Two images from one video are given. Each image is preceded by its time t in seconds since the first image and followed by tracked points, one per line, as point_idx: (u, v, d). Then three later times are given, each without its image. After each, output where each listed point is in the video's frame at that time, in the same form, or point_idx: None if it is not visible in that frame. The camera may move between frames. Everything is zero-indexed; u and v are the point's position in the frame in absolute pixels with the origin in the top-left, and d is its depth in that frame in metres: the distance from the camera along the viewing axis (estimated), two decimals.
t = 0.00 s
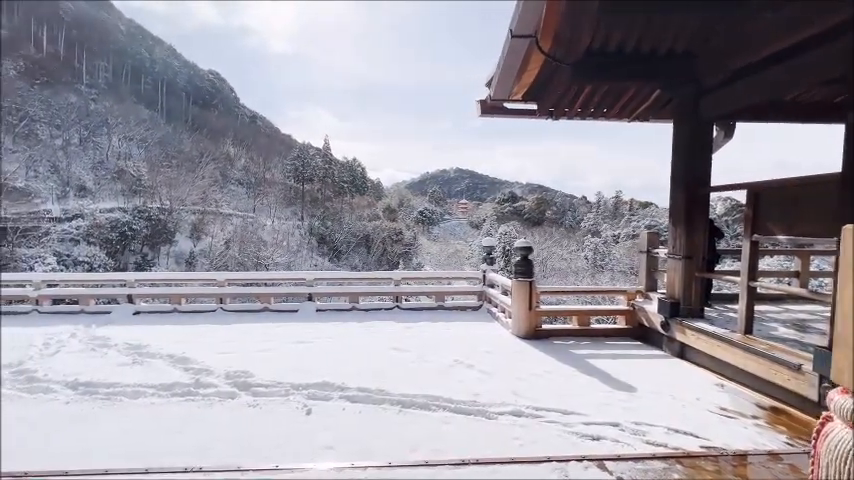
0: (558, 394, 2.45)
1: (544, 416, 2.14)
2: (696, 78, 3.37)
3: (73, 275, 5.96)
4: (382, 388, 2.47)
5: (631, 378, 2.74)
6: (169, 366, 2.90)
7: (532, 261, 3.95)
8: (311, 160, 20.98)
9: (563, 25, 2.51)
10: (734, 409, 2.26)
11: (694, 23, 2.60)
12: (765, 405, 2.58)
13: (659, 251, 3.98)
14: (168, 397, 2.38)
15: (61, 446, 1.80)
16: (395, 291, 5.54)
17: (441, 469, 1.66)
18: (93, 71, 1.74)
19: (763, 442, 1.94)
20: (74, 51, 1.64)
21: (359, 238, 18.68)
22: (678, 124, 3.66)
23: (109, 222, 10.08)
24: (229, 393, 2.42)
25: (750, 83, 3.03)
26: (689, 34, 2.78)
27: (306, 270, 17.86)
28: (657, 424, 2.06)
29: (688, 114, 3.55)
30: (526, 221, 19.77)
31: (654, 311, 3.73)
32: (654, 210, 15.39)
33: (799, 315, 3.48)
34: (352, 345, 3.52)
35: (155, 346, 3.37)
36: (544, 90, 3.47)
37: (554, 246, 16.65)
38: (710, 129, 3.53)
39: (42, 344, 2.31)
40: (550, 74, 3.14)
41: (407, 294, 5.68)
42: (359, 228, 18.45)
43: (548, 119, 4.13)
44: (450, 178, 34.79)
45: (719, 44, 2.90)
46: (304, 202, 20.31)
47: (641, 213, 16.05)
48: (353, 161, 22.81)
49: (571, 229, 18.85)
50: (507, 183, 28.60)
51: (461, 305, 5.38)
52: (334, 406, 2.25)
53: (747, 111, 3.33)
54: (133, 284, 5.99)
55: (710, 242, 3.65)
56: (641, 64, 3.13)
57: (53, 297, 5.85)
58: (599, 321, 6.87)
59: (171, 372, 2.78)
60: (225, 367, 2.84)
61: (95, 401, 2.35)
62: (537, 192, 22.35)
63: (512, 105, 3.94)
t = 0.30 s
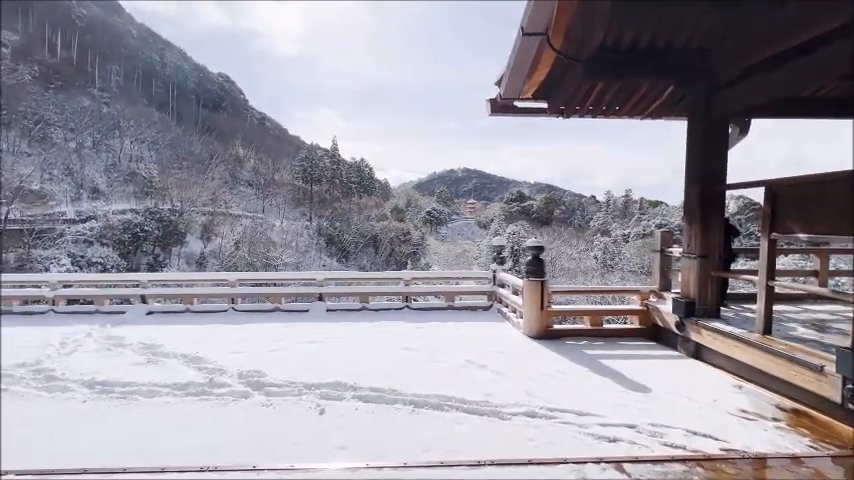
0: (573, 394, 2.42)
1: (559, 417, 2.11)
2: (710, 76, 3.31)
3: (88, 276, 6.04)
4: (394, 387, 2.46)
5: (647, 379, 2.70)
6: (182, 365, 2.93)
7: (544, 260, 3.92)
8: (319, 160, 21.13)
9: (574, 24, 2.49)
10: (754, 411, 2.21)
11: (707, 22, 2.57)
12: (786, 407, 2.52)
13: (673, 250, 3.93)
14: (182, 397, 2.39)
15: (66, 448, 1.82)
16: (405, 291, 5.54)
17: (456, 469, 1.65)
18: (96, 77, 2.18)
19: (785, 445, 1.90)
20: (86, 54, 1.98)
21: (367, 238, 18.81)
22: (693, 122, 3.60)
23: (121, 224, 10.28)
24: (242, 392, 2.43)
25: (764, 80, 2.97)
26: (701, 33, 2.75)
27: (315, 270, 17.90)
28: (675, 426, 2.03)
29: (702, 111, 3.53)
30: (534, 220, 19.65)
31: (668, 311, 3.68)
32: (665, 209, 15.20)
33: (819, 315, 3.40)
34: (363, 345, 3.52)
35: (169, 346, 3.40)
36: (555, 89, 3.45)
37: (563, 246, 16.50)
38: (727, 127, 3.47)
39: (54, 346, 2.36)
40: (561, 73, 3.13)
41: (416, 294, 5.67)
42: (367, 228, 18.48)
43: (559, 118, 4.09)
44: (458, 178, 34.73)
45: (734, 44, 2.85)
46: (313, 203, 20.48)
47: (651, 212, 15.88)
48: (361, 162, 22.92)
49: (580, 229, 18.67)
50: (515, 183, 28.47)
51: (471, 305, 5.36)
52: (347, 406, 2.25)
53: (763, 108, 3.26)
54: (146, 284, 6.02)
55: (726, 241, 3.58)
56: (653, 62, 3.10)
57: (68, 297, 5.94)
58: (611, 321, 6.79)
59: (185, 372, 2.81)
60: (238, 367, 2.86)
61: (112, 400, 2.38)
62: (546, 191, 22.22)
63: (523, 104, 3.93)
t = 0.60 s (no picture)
0: (590, 396, 2.39)
1: (577, 420, 2.08)
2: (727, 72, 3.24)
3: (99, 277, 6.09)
4: (408, 389, 2.44)
5: (665, 380, 2.65)
6: (195, 366, 2.93)
7: (556, 260, 3.87)
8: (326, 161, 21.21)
9: (587, 21, 2.46)
10: (777, 415, 2.16)
11: (724, 16, 2.51)
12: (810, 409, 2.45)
13: (689, 249, 3.87)
14: (196, 398, 2.39)
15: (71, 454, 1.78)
16: (415, 291, 5.52)
17: (475, 473, 1.62)
18: (114, 81, 2.19)
19: (813, 449, 1.84)
20: (100, 58, 1.95)
21: (374, 238, 18.54)
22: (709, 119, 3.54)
23: (132, 224, 10.40)
24: (256, 394, 2.42)
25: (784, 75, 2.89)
26: (717, 29, 2.68)
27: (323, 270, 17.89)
28: (696, 430, 1.98)
29: (721, 107, 3.49)
30: (542, 220, 19.50)
31: (684, 311, 3.62)
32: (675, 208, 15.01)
33: (841, 316, 3.32)
34: (374, 346, 3.51)
35: (182, 347, 3.41)
36: (567, 86, 3.42)
37: (572, 245, 16.36)
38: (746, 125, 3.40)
39: (68, 347, 2.36)
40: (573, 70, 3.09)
41: (426, 294, 5.65)
42: (374, 228, 18.41)
43: (570, 116, 4.05)
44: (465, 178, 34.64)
45: (751, 41, 2.77)
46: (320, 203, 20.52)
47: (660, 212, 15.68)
48: (368, 163, 22.93)
49: (589, 228, 18.49)
50: (522, 183, 28.31)
51: (481, 305, 5.33)
52: (361, 407, 2.23)
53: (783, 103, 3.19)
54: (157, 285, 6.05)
55: (745, 240, 3.50)
56: (667, 59, 3.04)
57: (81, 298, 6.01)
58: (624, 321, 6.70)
59: (198, 372, 2.81)
60: (250, 367, 2.86)
61: (127, 401, 2.39)
62: (553, 190, 22.04)
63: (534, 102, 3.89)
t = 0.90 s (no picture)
0: (605, 399, 2.35)
1: (593, 424, 2.04)
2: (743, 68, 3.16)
3: (110, 279, 6.11)
4: (419, 391, 2.41)
5: (682, 383, 2.60)
6: (206, 367, 2.93)
7: (568, 260, 3.83)
8: (331, 161, 21.30)
9: (600, 17, 2.42)
10: (800, 419, 2.10)
11: (741, 10, 2.44)
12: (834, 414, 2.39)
13: (703, 248, 3.80)
14: (207, 400, 2.38)
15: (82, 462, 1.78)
16: (423, 292, 5.50)
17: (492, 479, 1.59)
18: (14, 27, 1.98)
19: (839, 455, 1.79)
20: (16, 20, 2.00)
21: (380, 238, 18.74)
22: (723, 116, 3.47)
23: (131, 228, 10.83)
24: (267, 396, 2.41)
25: (804, 67, 2.79)
26: (734, 23, 2.61)
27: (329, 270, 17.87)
28: (716, 434, 1.94)
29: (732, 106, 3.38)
30: (548, 219, 19.38)
31: (699, 312, 3.56)
32: (682, 206, 14.85)
33: None
34: (384, 347, 3.48)
35: (192, 348, 3.41)
36: (577, 84, 3.37)
37: (578, 244, 16.24)
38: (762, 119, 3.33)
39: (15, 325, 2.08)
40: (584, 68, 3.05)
41: (435, 294, 5.63)
42: (380, 228, 18.33)
43: (580, 114, 3.99)
44: (470, 177, 34.59)
45: (768, 35, 2.70)
46: (325, 203, 20.52)
47: (668, 210, 15.50)
48: (373, 162, 22.92)
49: (595, 227, 18.37)
50: (527, 182, 28.16)
51: (490, 306, 5.29)
52: (373, 410, 2.21)
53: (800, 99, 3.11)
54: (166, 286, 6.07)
55: (761, 239, 3.44)
56: (681, 55, 2.98)
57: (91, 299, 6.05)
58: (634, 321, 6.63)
59: (209, 374, 2.81)
60: (260, 369, 2.85)
61: (138, 403, 2.38)
62: (559, 189, 21.90)
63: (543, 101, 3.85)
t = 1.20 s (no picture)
0: (617, 399, 2.32)
1: (605, 424, 2.02)
2: (754, 63, 3.11)
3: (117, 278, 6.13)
4: (428, 392, 2.40)
5: (695, 383, 2.57)
6: (214, 367, 2.93)
7: (576, 259, 3.80)
8: (335, 161, 21.25)
9: (610, 14, 2.39)
10: (816, 420, 2.07)
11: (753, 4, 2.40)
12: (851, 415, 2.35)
13: (713, 247, 3.77)
14: (216, 400, 2.38)
15: (92, 462, 1.78)
16: (429, 291, 5.49)
17: None
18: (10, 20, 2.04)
19: None
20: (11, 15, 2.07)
21: (383, 237, 18.69)
22: (734, 113, 3.42)
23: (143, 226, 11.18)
24: (276, 396, 2.40)
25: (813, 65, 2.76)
26: (748, 15, 2.56)
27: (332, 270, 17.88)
28: (731, 436, 1.91)
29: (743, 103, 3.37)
30: (551, 218, 19.28)
31: (710, 312, 3.53)
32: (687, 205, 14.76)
33: None
34: (391, 347, 3.47)
35: (199, 347, 3.41)
36: (585, 82, 3.35)
37: (582, 243, 16.16)
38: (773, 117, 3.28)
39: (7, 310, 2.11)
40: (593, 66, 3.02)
41: (440, 294, 5.61)
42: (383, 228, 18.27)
43: (588, 112, 3.96)
44: (473, 177, 34.57)
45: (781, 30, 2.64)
46: (328, 203, 20.53)
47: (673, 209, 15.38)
48: (376, 162, 22.92)
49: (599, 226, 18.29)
50: (530, 181, 28.03)
51: (496, 305, 5.27)
52: (382, 410, 2.20)
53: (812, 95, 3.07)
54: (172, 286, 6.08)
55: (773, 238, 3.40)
56: (691, 50, 2.94)
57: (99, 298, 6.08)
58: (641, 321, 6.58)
59: (217, 374, 2.80)
60: (268, 369, 2.84)
61: (147, 403, 2.38)
62: (563, 188, 21.82)
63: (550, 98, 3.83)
